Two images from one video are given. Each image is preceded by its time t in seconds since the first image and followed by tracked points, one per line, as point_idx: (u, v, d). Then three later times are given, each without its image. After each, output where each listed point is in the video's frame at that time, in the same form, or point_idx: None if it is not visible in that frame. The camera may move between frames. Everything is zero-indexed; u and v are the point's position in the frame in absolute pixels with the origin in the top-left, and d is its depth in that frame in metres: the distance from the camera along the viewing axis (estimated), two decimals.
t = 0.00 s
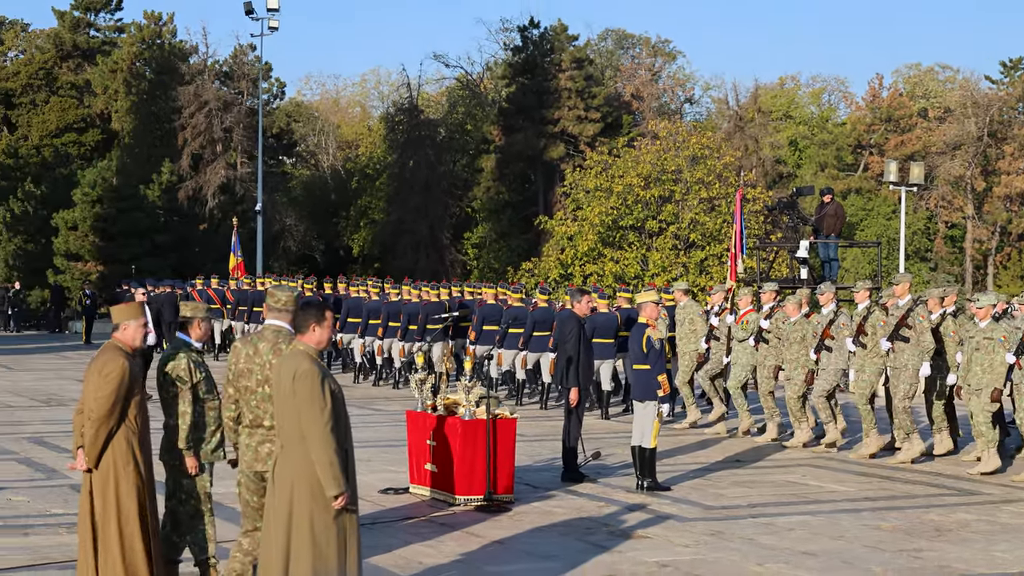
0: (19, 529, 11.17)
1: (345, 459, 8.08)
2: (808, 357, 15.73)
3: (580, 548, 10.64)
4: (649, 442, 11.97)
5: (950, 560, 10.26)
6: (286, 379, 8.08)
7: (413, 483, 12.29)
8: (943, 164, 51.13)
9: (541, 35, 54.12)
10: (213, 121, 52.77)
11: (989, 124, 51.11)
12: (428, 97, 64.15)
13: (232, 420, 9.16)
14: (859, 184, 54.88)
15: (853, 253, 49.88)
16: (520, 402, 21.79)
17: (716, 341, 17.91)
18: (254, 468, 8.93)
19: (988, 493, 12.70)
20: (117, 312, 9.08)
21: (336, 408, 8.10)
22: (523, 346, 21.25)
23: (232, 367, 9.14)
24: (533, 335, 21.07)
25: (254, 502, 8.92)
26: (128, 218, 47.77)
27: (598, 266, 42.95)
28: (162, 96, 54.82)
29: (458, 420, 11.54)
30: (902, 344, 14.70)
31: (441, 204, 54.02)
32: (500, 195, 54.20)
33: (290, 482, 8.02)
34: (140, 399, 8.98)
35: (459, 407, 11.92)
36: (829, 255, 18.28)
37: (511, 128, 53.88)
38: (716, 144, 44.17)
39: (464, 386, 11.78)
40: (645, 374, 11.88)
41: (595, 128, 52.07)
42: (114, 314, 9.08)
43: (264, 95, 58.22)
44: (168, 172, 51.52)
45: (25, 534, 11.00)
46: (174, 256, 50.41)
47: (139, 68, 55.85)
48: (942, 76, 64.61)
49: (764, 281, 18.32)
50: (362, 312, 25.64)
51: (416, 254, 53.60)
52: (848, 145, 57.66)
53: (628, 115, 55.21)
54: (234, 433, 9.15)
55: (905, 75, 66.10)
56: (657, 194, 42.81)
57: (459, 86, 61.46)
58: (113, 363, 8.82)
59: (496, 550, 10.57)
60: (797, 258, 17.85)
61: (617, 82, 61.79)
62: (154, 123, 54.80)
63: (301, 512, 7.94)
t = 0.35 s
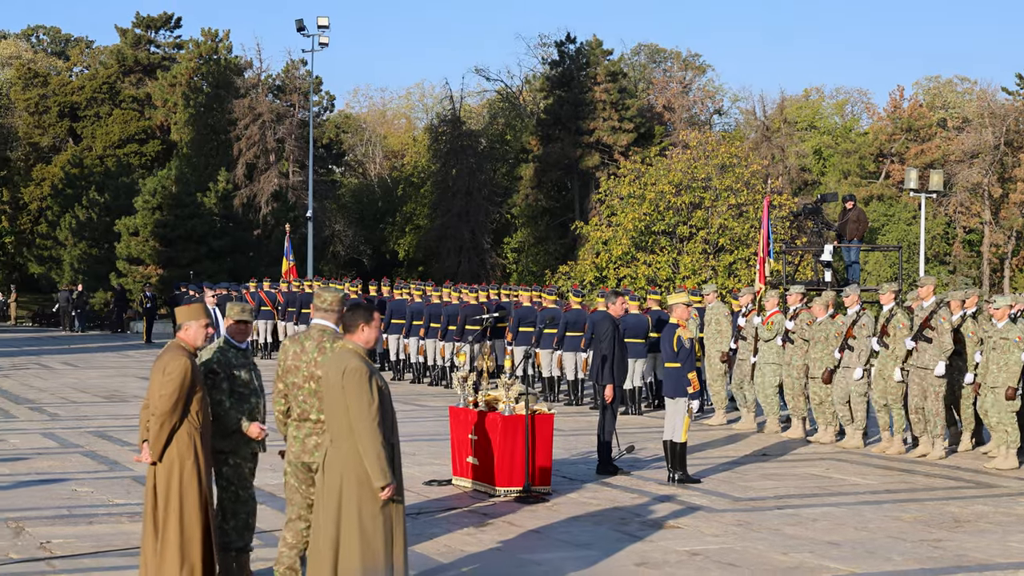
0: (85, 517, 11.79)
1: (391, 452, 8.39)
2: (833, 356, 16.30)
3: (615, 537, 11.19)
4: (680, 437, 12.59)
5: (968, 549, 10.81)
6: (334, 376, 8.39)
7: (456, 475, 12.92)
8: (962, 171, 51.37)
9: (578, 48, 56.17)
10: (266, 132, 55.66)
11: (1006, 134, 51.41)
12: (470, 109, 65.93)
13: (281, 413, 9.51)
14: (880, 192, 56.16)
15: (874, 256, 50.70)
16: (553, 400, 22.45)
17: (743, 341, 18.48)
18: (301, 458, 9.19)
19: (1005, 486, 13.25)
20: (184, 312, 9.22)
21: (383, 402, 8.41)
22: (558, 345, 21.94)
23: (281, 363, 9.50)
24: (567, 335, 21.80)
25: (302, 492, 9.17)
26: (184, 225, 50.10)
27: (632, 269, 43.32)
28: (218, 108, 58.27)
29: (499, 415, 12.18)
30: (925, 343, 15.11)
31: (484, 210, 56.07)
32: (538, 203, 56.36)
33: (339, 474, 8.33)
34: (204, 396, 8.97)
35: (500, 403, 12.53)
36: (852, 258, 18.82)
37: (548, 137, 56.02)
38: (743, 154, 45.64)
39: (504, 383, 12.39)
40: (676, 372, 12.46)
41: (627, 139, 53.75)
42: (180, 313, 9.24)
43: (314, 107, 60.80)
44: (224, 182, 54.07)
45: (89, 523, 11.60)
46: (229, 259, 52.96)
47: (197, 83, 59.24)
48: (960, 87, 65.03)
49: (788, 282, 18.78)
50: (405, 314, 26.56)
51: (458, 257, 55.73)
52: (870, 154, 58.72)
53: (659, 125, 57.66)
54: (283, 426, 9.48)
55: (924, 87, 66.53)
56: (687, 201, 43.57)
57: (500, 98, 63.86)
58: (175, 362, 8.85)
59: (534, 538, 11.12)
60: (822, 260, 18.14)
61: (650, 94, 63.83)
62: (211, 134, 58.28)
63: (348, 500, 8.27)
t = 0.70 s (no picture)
0: (124, 510, 12.10)
1: (421, 449, 8.51)
2: (854, 355, 16.51)
3: (640, 531, 11.44)
4: (703, 434, 12.85)
5: (986, 545, 11.07)
6: (366, 374, 8.54)
7: (485, 471, 13.25)
8: (980, 175, 51.51)
9: (604, 55, 56.87)
10: (301, 136, 56.22)
11: None
12: (498, 114, 66.59)
13: (303, 414, 9.37)
14: (899, 195, 56.54)
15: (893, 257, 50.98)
16: (579, 398, 22.79)
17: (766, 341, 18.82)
18: (326, 452, 9.16)
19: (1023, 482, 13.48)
20: (224, 314, 9.43)
21: (414, 400, 8.56)
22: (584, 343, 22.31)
23: (303, 364, 9.32)
24: (591, 334, 22.18)
25: (324, 486, 9.18)
26: (222, 227, 51.32)
27: (656, 270, 43.88)
28: (254, 114, 59.02)
29: (526, 412, 12.45)
30: (944, 343, 15.40)
31: (512, 213, 56.86)
32: (566, 205, 57.02)
33: (370, 471, 8.45)
34: (249, 394, 9.10)
35: (528, 401, 12.80)
36: (873, 259, 19.08)
37: (575, 142, 56.75)
38: (767, 158, 45.68)
39: (532, 381, 12.66)
40: (698, 370, 12.72)
41: (652, 142, 54.39)
42: (222, 314, 9.42)
43: (346, 112, 61.68)
44: (261, 185, 55.12)
45: (129, 516, 11.90)
46: (265, 261, 53.84)
47: (235, 91, 60.92)
48: (979, 92, 65.03)
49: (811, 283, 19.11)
50: (434, 313, 27.01)
51: (487, 259, 56.29)
52: (890, 158, 58.88)
53: (684, 130, 58.28)
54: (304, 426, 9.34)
55: (943, 92, 66.42)
56: (711, 204, 43.89)
57: (528, 103, 64.90)
58: (222, 362, 8.97)
59: (560, 531, 11.36)
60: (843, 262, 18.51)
61: (674, 99, 64.39)
62: (247, 139, 58.55)
63: (380, 494, 8.38)
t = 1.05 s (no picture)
0: (154, 507, 12.26)
1: (447, 448, 8.59)
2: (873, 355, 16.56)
3: (663, 528, 11.56)
4: (725, 432, 12.99)
5: (1007, 543, 11.17)
6: (393, 373, 8.65)
7: (509, 469, 13.42)
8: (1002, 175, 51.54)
9: (626, 58, 57.31)
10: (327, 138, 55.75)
11: None
12: (521, 116, 66.93)
13: (321, 415, 9.46)
14: (919, 195, 56.53)
15: (914, 256, 51.06)
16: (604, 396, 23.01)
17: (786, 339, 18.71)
18: (344, 451, 9.32)
19: None
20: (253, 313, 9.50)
21: (440, 399, 8.64)
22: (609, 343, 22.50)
23: (321, 365, 9.37)
24: (617, 334, 22.32)
25: (345, 483, 9.35)
26: (249, 228, 51.99)
27: (678, 270, 44.11)
28: (281, 116, 58.52)
29: (550, 410, 12.58)
30: (961, 343, 15.53)
31: (536, 214, 57.11)
32: (589, 205, 57.30)
33: (396, 468, 8.51)
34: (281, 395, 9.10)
35: (551, 399, 12.96)
36: (893, 260, 19.18)
37: (598, 143, 57.20)
38: (788, 159, 45.74)
39: (555, 380, 12.79)
40: (719, 369, 12.85)
41: (675, 144, 54.87)
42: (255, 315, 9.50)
43: (372, 114, 62.07)
44: (287, 186, 55.77)
45: (159, 513, 12.05)
46: (292, 261, 54.18)
47: (262, 93, 61.54)
48: (997, 94, 65.02)
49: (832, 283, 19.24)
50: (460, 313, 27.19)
51: (512, 258, 56.77)
52: (911, 158, 58.07)
53: (705, 132, 58.54)
54: (324, 425, 9.46)
55: (963, 94, 66.44)
56: (733, 204, 44.05)
57: (551, 105, 65.30)
58: (257, 363, 9.00)
59: (583, 528, 11.49)
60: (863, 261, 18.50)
61: (696, 100, 64.56)
62: (274, 141, 58.48)
63: (406, 493, 8.45)
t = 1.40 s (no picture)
0: (180, 504, 12.44)
1: (469, 445, 8.74)
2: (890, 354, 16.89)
3: (680, 526, 11.70)
4: (742, 431, 13.11)
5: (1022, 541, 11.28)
6: (416, 371, 8.85)
7: (529, 467, 13.60)
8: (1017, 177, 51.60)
9: (644, 60, 57.64)
10: (350, 141, 56.89)
11: None
12: (541, 118, 67.21)
13: (341, 413, 9.62)
14: (936, 196, 56.54)
15: (929, 257, 51.06)
16: (621, 396, 23.14)
17: (802, 339, 18.75)
18: (362, 448, 9.49)
19: None
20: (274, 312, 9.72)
21: (462, 396, 8.83)
22: (625, 343, 22.64)
23: (338, 364, 9.56)
24: (632, 334, 22.43)
25: (364, 481, 9.52)
26: (272, 229, 52.16)
27: (696, 271, 44.19)
28: (304, 118, 59.12)
29: (569, 409, 12.76)
30: (977, 343, 15.65)
31: (555, 215, 57.24)
32: (608, 207, 57.45)
33: (419, 465, 8.67)
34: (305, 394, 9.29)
35: (571, 398, 13.14)
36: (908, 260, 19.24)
37: (616, 145, 57.61)
38: (805, 160, 45.78)
39: (575, 379, 12.97)
40: (738, 368, 12.99)
41: (693, 146, 55.37)
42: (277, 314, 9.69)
43: (393, 117, 62.38)
44: (310, 188, 56.37)
45: (184, 509, 12.24)
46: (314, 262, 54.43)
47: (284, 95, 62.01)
48: (1014, 96, 64.91)
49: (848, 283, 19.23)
50: (479, 313, 27.38)
51: (530, 259, 56.91)
52: (926, 160, 58.41)
53: (723, 133, 58.69)
54: (343, 423, 9.63)
55: (978, 96, 66.38)
56: (750, 205, 44.10)
57: (570, 107, 65.65)
58: (280, 362, 9.18)
59: (601, 524, 11.64)
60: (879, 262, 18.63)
61: (714, 103, 64.71)
62: (297, 143, 59.11)
63: (428, 489, 8.59)
